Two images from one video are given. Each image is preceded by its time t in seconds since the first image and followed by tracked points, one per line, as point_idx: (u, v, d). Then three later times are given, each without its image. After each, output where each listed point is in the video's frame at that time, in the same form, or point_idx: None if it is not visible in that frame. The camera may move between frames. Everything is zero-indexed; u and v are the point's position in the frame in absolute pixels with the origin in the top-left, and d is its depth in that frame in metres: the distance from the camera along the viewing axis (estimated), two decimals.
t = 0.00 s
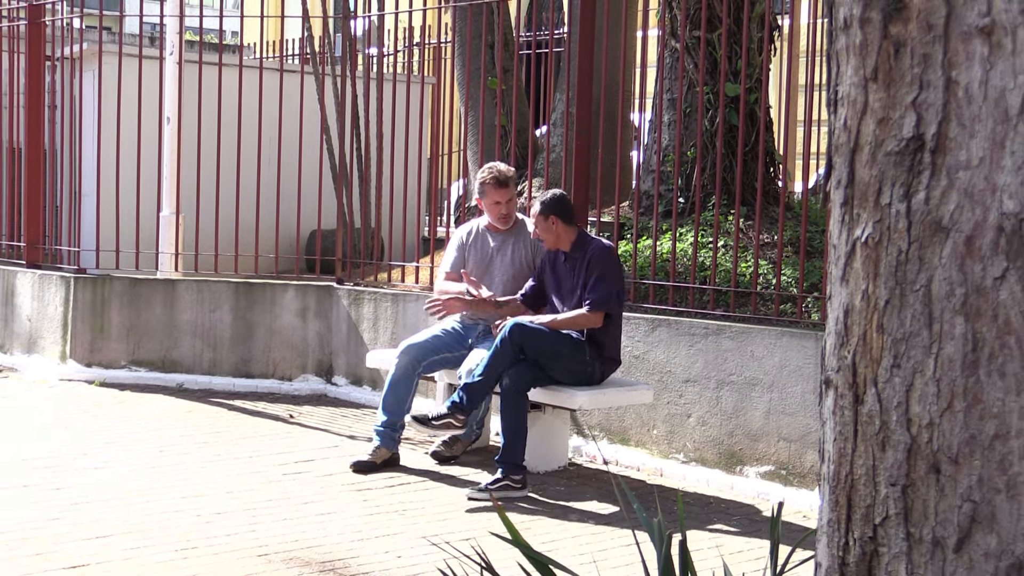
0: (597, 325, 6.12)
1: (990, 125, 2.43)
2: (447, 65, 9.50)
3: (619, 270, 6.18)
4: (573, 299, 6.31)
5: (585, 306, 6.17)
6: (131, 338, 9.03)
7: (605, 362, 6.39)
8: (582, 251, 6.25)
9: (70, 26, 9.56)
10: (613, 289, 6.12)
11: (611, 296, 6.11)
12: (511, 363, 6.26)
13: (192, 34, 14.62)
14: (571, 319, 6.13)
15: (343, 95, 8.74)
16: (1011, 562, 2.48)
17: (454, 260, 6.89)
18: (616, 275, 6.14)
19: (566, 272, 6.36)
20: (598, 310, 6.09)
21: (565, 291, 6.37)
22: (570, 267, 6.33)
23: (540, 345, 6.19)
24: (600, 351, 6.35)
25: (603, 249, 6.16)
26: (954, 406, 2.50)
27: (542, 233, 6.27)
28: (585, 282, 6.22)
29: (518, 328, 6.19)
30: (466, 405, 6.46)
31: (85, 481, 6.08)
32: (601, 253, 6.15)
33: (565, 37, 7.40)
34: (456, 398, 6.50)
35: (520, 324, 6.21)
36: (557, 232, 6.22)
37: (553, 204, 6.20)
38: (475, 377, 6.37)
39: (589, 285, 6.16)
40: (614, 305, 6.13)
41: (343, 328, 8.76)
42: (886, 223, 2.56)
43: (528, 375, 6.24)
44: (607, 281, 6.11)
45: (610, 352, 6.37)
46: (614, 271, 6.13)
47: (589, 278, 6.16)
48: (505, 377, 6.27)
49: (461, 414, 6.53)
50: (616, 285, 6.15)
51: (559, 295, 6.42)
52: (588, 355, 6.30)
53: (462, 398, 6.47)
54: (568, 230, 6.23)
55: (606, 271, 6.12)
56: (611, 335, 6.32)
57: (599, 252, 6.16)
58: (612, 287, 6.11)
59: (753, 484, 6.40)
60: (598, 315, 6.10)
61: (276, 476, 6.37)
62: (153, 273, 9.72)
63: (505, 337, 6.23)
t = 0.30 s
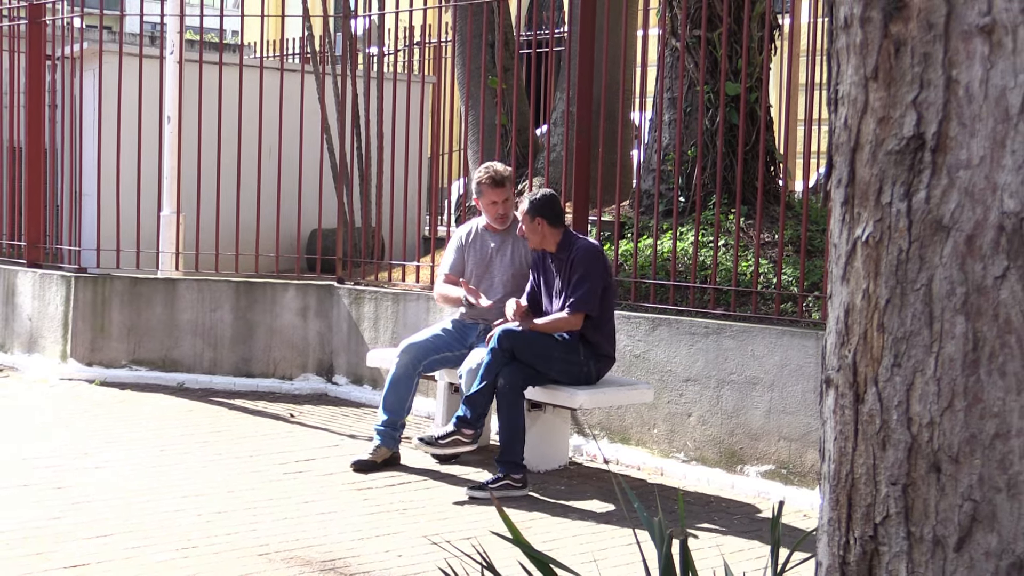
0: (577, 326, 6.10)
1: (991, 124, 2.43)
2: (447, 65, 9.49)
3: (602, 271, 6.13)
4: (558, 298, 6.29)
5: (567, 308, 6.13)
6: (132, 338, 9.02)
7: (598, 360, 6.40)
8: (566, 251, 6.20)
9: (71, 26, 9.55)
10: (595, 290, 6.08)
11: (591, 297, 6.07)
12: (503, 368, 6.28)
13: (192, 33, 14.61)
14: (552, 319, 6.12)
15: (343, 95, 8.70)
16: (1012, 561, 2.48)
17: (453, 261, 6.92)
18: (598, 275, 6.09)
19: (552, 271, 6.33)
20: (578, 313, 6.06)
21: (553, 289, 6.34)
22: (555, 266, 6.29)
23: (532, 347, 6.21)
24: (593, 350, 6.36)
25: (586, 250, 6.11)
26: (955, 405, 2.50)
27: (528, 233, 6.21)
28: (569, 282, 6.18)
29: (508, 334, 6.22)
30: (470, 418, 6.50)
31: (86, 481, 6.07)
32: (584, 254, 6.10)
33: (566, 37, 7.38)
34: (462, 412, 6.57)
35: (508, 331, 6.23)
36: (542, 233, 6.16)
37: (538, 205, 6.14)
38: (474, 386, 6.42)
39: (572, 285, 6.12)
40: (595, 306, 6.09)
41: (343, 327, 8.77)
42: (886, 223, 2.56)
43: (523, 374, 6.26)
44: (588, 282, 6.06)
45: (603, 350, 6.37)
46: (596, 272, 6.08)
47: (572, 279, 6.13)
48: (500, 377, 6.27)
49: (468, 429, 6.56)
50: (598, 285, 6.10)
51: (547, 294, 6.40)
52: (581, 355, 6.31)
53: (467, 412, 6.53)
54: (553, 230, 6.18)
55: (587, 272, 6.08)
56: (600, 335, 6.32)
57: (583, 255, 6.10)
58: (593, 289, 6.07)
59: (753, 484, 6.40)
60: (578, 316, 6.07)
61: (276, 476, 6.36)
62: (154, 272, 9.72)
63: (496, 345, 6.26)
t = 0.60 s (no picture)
0: (577, 331, 6.07)
1: (991, 124, 2.43)
2: (447, 65, 9.49)
3: (602, 276, 6.08)
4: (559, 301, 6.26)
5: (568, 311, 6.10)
6: (132, 338, 9.02)
7: (598, 363, 6.36)
8: (569, 253, 6.18)
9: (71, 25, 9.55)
10: (592, 296, 6.04)
11: (588, 303, 6.03)
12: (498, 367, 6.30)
13: (192, 32, 14.61)
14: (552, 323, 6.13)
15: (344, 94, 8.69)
16: (1012, 561, 2.48)
17: (452, 262, 6.93)
18: (596, 281, 6.05)
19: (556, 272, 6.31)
20: (578, 318, 6.03)
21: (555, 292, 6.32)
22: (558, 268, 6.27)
23: (526, 346, 6.23)
24: (591, 353, 6.33)
25: (585, 255, 6.07)
26: (955, 405, 2.50)
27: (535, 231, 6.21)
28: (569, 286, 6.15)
29: (504, 333, 6.25)
30: (461, 413, 6.47)
31: (85, 481, 6.07)
32: (583, 259, 6.06)
33: (566, 37, 7.39)
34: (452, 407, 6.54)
35: (504, 331, 6.26)
36: (545, 233, 6.17)
37: (540, 205, 6.14)
38: (467, 382, 6.42)
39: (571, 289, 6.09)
40: (593, 313, 6.05)
41: (343, 327, 8.77)
42: (886, 223, 2.57)
43: (517, 373, 6.26)
44: (585, 288, 6.03)
45: (602, 353, 6.33)
46: (594, 278, 6.04)
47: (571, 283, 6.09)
48: (493, 376, 6.29)
49: (456, 424, 6.53)
50: (596, 291, 6.06)
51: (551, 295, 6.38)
52: (578, 357, 6.29)
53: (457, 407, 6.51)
54: (555, 231, 6.18)
55: (585, 278, 6.03)
56: (600, 337, 6.28)
57: (585, 258, 6.07)
58: (592, 294, 6.04)
59: (753, 484, 6.40)
60: (577, 322, 6.04)
61: (277, 475, 6.36)
62: (154, 272, 9.72)
63: (492, 342, 6.29)
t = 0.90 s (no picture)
0: (576, 335, 6.09)
1: (991, 124, 2.43)
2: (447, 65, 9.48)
3: (603, 282, 6.08)
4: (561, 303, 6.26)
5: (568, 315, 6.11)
6: (132, 338, 9.02)
7: (598, 365, 6.34)
8: (572, 256, 6.17)
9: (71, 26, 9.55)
10: (593, 301, 6.04)
11: (589, 309, 6.03)
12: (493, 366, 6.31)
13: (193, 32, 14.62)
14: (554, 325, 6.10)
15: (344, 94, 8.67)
16: (1012, 561, 2.48)
17: (451, 261, 6.96)
18: (597, 287, 6.05)
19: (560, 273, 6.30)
20: (577, 323, 6.03)
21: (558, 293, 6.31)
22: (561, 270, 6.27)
23: (523, 347, 6.23)
24: (590, 356, 6.32)
25: (586, 261, 6.06)
26: (955, 405, 2.50)
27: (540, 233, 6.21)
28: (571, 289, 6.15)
29: (499, 333, 6.26)
30: (458, 411, 6.49)
31: (86, 481, 6.07)
32: (584, 265, 6.06)
33: (566, 37, 7.38)
34: (450, 406, 6.56)
35: (501, 331, 6.27)
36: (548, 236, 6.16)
37: (542, 209, 6.12)
38: (464, 380, 6.44)
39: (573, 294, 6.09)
40: (594, 319, 6.06)
41: (344, 327, 8.77)
42: (887, 222, 2.56)
43: (514, 373, 6.27)
44: (586, 294, 6.03)
45: (601, 356, 6.31)
46: (595, 284, 6.04)
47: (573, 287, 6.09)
48: (489, 376, 6.29)
49: (454, 423, 6.53)
50: (597, 297, 6.06)
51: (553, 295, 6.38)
52: (576, 359, 6.29)
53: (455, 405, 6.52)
54: (558, 235, 6.16)
55: (586, 284, 6.03)
56: (599, 339, 6.27)
57: (588, 263, 6.06)
58: (593, 299, 6.04)
59: (754, 483, 6.40)
60: (577, 326, 6.05)
61: (277, 475, 6.36)
62: (154, 272, 9.72)
63: (488, 341, 6.31)
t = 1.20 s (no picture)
0: (572, 335, 6.09)
1: (991, 123, 2.43)
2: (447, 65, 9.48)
3: (598, 280, 6.09)
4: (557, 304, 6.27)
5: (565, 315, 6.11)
6: (132, 337, 9.02)
7: (597, 364, 6.35)
8: (566, 256, 6.18)
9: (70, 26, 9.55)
10: (589, 300, 6.05)
11: (586, 308, 6.04)
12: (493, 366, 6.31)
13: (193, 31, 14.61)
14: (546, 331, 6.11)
15: (344, 94, 8.66)
16: (1012, 560, 2.48)
17: (453, 254, 6.91)
18: (592, 286, 6.05)
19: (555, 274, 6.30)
20: (574, 323, 6.04)
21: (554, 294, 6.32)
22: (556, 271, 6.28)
23: (522, 346, 6.24)
24: (589, 355, 6.32)
25: (581, 260, 6.07)
26: (955, 405, 2.50)
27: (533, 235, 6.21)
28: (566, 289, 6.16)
29: (499, 333, 6.27)
30: (459, 412, 6.49)
31: (86, 481, 6.06)
32: (578, 264, 6.06)
33: (566, 37, 7.37)
34: (451, 407, 6.56)
35: (501, 331, 6.28)
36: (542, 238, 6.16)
37: (534, 211, 6.12)
38: (465, 380, 6.44)
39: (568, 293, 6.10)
40: (590, 317, 6.07)
41: (344, 326, 8.77)
42: (886, 222, 2.57)
43: (514, 373, 6.26)
44: (581, 293, 6.03)
45: (601, 355, 6.32)
46: (590, 283, 6.04)
47: (568, 287, 6.10)
48: (490, 376, 6.29)
49: (454, 424, 6.53)
50: (593, 296, 6.06)
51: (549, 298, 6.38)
52: (575, 358, 6.29)
53: (456, 406, 6.51)
54: (551, 235, 6.16)
55: (581, 283, 6.04)
56: (598, 338, 6.28)
57: (582, 263, 6.07)
58: (589, 299, 6.04)
59: (754, 483, 6.40)
60: (574, 326, 6.05)
61: (277, 475, 6.36)
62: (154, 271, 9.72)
63: (488, 341, 6.31)
